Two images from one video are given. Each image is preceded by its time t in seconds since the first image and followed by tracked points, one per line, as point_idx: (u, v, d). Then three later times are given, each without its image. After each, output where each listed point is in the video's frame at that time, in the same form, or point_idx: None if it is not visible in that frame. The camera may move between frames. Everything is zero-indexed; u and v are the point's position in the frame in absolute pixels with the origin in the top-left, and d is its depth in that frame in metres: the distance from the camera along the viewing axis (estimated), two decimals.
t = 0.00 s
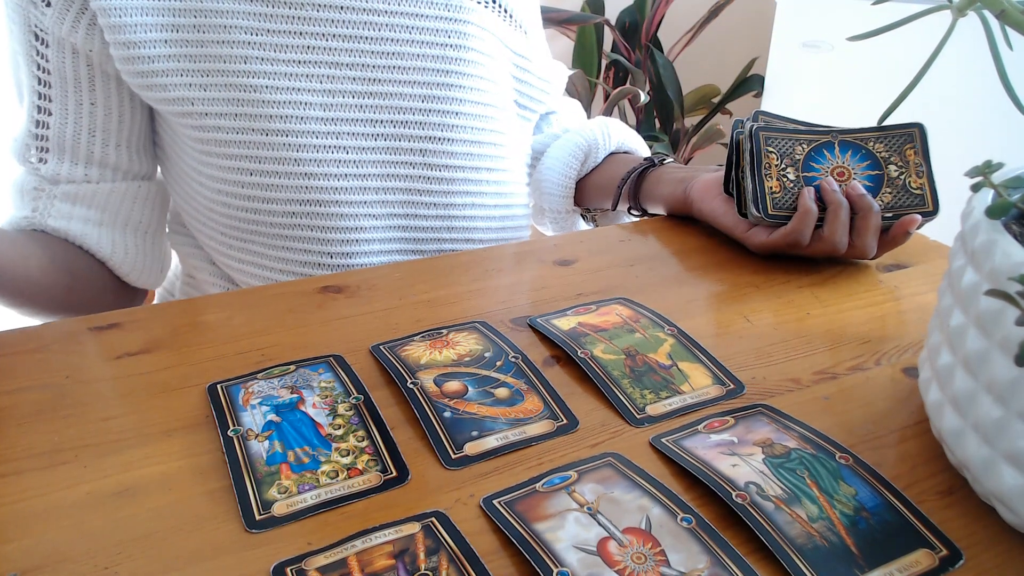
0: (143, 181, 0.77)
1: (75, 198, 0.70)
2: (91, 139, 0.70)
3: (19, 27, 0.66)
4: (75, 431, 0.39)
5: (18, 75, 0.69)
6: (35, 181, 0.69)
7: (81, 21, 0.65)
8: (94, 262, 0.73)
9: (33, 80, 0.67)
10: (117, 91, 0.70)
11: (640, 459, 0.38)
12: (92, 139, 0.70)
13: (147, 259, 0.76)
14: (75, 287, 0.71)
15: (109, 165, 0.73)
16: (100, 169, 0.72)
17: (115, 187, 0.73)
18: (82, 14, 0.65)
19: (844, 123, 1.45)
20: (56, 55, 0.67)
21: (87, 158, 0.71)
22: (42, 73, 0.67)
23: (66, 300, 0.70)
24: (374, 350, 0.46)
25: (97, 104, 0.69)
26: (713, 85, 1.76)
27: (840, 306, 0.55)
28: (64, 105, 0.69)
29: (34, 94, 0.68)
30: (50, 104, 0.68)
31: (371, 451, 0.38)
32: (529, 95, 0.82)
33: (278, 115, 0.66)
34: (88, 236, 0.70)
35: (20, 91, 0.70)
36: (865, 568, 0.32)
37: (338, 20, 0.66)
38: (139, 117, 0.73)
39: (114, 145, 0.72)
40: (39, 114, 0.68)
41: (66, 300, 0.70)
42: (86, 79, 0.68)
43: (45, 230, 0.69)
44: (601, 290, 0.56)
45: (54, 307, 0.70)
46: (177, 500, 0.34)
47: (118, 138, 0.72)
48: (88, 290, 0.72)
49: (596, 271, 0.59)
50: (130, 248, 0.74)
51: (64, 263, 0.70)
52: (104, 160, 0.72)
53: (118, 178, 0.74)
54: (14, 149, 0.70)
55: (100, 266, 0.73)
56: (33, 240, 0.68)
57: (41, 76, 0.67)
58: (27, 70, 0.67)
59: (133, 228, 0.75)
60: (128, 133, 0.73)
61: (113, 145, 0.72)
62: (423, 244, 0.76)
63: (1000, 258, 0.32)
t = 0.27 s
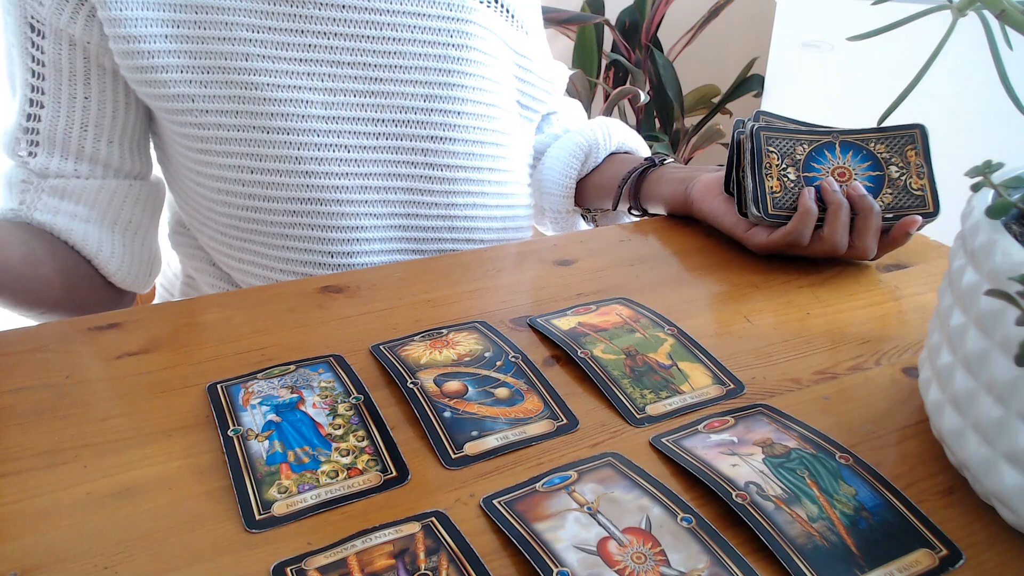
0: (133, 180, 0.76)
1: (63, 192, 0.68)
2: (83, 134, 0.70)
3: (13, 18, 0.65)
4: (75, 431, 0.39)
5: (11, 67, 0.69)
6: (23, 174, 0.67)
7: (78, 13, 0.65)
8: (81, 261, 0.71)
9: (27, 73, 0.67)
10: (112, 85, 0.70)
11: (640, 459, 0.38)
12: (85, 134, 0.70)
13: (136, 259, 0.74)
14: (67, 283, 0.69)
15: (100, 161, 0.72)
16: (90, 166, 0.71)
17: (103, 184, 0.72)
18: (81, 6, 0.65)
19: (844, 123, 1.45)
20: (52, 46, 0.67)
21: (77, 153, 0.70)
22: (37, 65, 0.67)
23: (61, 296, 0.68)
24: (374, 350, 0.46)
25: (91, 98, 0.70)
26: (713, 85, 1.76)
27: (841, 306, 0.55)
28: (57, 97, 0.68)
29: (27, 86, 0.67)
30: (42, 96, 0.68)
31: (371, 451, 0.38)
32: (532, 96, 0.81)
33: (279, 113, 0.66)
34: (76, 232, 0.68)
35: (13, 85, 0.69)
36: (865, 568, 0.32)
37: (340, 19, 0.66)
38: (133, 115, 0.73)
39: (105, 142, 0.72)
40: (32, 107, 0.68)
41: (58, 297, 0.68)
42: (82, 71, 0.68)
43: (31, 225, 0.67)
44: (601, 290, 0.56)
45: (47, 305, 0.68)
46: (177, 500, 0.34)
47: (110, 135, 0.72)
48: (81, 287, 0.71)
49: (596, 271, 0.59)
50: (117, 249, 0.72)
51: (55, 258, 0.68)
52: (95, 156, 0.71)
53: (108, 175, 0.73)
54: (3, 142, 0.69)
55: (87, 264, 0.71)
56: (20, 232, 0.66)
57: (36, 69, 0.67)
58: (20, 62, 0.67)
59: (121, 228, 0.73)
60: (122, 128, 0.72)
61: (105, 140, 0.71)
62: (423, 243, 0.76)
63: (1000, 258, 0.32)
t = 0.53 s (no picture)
0: (131, 180, 0.75)
1: (62, 197, 0.68)
2: (81, 135, 0.70)
3: (12, 17, 0.65)
4: (75, 431, 0.39)
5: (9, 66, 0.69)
6: (22, 178, 0.68)
7: (80, 10, 0.65)
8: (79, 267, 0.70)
9: (24, 71, 0.67)
10: (111, 84, 0.70)
11: (640, 459, 0.38)
12: (83, 134, 0.70)
13: (135, 262, 0.74)
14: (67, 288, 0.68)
15: (99, 163, 0.72)
16: (89, 168, 0.71)
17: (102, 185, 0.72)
18: (82, 4, 0.65)
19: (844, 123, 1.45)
20: (50, 46, 0.67)
21: (76, 154, 0.70)
22: (35, 63, 0.67)
23: (62, 302, 0.67)
24: (374, 350, 0.46)
25: (90, 98, 0.69)
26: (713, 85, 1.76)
27: (841, 306, 0.55)
28: (55, 97, 0.68)
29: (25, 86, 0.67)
30: (40, 96, 0.68)
31: (371, 451, 0.38)
32: (530, 96, 0.81)
33: (280, 113, 0.66)
34: (77, 237, 0.68)
35: (11, 84, 0.69)
36: (865, 568, 0.32)
37: (341, 19, 0.66)
38: (130, 115, 0.73)
39: (104, 142, 0.72)
40: (29, 107, 0.68)
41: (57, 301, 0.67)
42: (81, 71, 0.68)
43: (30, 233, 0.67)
44: (601, 290, 0.56)
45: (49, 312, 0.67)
46: (176, 500, 0.34)
47: (107, 135, 0.72)
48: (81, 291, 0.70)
49: (596, 271, 0.59)
50: (116, 251, 0.72)
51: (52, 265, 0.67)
52: (94, 156, 0.71)
53: (107, 176, 0.73)
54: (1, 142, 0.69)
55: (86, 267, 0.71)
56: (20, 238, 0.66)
57: (33, 66, 0.67)
58: (18, 61, 0.66)
59: (118, 231, 0.73)
60: (120, 128, 0.72)
61: (104, 140, 0.71)
62: (423, 243, 0.76)
63: (1000, 258, 0.32)
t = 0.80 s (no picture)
0: (119, 171, 0.75)
1: (52, 178, 0.69)
2: (73, 128, 0.70)
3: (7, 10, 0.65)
4: (75, 431, 0.39)
5: None
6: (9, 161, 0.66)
7: (77, 8, 0.65)
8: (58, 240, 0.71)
9: (18, 64, 0.66)
10: (107, 82, 0.70)
11: (640, 459, 0.38)
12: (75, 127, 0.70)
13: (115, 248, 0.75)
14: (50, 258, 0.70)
15: (88, 153, 0.72)
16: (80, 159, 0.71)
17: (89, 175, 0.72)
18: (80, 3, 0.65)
19: (844, 122, 1.45)
20: (46, 41, 0.66)
21: (66, 144, 0.70)
22: (31, 56, 0.66)
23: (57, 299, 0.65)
24: (374, 349, 0.46)
25: (82, 92, 0.69)
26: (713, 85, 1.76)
27: (841, 306, 0.55)
28: (48, 92, 0.68)
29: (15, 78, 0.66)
30: (33, 90, 0.67)
31: (371, 450, 0.38)
32: (533, 99, 0.81)
33: (280, 112, 0.66)
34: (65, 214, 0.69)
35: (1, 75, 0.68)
36: (865, 568, 0.31)
37: (341, 20, 0.66)
38: (123, 110, 0.73)
39: (95, 136, 0.71)
40: (21, 98, 0.67)
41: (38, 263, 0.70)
42: (76, 67, 0.68)
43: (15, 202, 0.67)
44: (601, 290, 0.56)
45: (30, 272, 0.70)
46: (176, 500, 0.34)
47: (99, 129, 0.72)
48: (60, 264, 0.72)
49: (595, 271, 0.59)
50: (102, 232, 0.73)
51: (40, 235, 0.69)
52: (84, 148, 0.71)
53: (96, 164, 0.73)
54: None
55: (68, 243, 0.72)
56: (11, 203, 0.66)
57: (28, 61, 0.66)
58: (10, 54, 0.66)
59: (105, 215, 0.74)
60: (111, 122, 0.72)
61: (94, 134, 0.71)
62: (421, 244, 0.75)
63: (1000, 258, 0.32)
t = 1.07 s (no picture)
0: (130, 174, 0.76)
1: (65, 190, 0.68)
2: (85, 132, 0.70)
3: (18, 13, 0.65)
4: (75, 431, 0.39)
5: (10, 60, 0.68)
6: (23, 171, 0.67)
7: (88, 11, 0.66)
8: (80, 254, 0.70)
9: (28, 67, 0.67)
10: (118, 85, 0.70)
11: (640, 459, 0.38)
12: (86, 131, 0.70)
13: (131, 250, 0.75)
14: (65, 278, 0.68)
15: (101, 158, 0.72)
16: (91, 162, 0.71)
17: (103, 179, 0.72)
18: (90, 5, 0.66)
19: (844, 122, 1.45)
20: (57, 45, 0.67)
21: (79, 150, 0.70)
22: (42, 61, 0.67)
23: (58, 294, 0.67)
24: (374, 350, 0.46)
25: (94, 96, 0.69)
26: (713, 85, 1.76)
27: (840, 306, 0.55)
28: (60, 96, 0.68)
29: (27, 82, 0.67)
30: (45, 94, 0.68)
31: (371, 451, 0.38)
32: (533, 100, 0.81)
33: (290, 113, 0.66)
34: (81, 229, 0.68)
35: (12, 78, 0.69)
36: (865, 568, 0.32)
37: (350, 20, 0.66)
38: (134, 113, 0.73)
39: (107, 140, 0.72)
40: (33, 103, 0.68)
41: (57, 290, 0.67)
42: (87, 70, 0.68)
43: (32, 224, 0.66)
44: (601, 290, 0.56)
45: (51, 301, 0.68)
46: (176, 500, 0.35)
47: (111, 133, 0.72)
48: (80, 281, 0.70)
49: (595, 271, 0.59)
50: (119, 239, 0.72)
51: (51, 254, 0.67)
52: (94, 152, 0.71)
53: (107, 170, 0.73)
54: None
55: (88, 256, 0.71)
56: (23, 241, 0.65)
57: (38, 65, 0.67)
58: (22, 58, 0.66)
59: (119, 220, 0.73)
60: (122, 125, 0.73)
61: (107, 138, 0.72)
62: (429, 244, 0.75)
63: (1000, 258, 0.32)
